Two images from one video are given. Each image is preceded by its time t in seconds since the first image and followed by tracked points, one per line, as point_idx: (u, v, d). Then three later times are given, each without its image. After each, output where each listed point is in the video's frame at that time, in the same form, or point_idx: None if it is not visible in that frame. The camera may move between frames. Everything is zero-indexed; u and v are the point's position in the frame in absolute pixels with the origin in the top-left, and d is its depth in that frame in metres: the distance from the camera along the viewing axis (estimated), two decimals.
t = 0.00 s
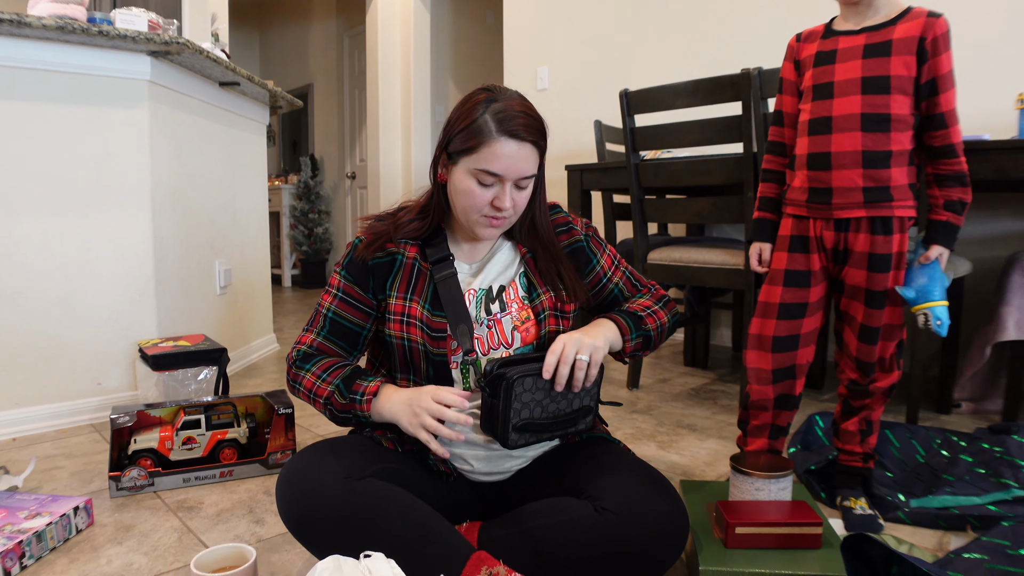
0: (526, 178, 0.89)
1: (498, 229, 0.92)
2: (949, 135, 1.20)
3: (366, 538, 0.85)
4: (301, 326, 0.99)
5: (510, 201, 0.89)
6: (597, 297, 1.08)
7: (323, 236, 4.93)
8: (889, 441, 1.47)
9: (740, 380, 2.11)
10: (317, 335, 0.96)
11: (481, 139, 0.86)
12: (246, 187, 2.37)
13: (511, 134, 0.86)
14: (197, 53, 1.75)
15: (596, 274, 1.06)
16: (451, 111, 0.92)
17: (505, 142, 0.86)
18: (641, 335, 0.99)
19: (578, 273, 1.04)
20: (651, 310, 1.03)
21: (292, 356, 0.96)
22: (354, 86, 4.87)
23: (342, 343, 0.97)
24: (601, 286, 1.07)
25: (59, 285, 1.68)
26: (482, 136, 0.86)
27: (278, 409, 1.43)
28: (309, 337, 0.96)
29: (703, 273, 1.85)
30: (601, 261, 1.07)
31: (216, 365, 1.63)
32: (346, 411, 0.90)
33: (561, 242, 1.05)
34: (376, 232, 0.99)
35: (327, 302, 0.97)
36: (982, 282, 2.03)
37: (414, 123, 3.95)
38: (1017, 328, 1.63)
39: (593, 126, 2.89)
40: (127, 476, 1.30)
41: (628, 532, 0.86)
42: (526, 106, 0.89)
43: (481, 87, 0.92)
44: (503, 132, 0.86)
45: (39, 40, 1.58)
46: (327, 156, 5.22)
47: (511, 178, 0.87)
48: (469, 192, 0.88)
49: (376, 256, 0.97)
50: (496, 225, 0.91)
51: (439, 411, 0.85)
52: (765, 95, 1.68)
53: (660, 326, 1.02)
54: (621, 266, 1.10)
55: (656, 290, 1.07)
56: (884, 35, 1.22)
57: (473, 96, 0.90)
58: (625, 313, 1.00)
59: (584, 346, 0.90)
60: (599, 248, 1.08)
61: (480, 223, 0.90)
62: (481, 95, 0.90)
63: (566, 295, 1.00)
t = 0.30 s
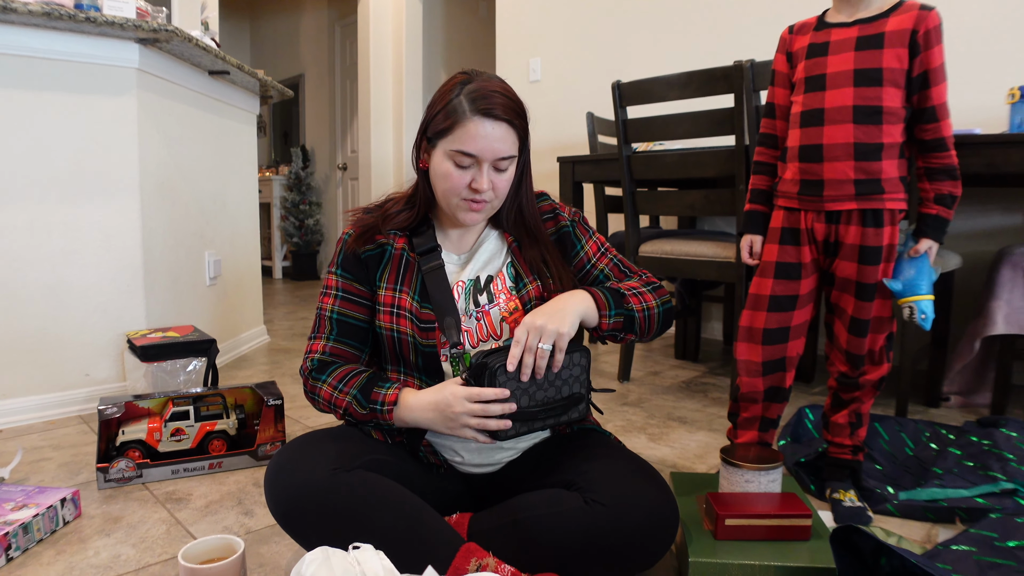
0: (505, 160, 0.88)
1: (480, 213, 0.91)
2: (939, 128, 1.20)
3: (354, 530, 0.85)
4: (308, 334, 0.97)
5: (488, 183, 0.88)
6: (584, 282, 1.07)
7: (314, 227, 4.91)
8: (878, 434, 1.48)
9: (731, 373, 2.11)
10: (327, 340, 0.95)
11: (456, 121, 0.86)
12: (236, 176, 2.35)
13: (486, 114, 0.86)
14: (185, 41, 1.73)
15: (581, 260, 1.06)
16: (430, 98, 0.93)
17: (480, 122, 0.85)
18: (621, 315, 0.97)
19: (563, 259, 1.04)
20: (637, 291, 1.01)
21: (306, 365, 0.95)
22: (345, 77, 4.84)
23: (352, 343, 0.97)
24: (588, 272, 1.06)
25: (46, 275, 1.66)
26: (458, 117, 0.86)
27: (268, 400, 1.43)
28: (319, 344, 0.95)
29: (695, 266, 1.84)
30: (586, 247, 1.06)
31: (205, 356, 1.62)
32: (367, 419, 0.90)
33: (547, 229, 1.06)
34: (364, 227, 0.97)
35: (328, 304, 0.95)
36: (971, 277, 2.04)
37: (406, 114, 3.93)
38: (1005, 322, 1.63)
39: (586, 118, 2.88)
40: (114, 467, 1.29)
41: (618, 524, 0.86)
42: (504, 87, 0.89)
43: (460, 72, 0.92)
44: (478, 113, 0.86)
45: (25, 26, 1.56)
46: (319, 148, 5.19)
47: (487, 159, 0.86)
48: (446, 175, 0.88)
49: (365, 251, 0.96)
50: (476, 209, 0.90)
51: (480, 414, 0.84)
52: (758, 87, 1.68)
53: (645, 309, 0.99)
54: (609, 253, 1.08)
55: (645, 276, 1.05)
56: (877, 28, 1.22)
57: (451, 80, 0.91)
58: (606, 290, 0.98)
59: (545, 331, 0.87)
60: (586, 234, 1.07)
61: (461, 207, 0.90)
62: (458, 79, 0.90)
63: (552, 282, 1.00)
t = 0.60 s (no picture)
0: (504, 153, 0.88)
1: (480, 207, 0.91)
2: (948, 122, 1.19)
3: (360, 525, 0.85)
4: (316, 330, 0.98)
5: (487, 176, 0.88)
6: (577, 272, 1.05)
7: (320, 224, 4.92)
8: (885, 430, 1.47)
9: (737, 368, 2.11)
10: (335, 335, 0.96)
11: (454, 115, 0.86)
12: (241, 172, 2.36)
13: (484, 107, 0.86)
14: (190, 37, 1.73)
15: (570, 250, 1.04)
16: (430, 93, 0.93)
17: (477, 115, 0.85)
18: (593, 311, 0.92)
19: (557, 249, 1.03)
20: (617, 284, 0.95)
21: (316, 362, 0.94)
22: (350, 73, 4.84)
23: (360, 337, 0.97)
24: (578, 261, 1.04)
25: (54, 271, 1.67)
26: (455, 111, 0.86)
27: (274, 395, 1.43)
28: (328, 339, 0.95)
29: (701, 261, 1.84)
30: (576, 236, 1.04)
31: (211, 351, 1.62)
32: (379, 414, 0.90)
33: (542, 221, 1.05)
34: (368, 225, 0.98)
35: (335, 300, 0.96)
36: (979, 272, 2.03)
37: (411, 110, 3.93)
38: (1013, 318, 1.63)
39: (591, 113, 2.88)
40: (121, 462, 1.30)
41: (623, 519, 0.85)
42: (502, 80, 0.89)
43: (458, 66, 0.92)
44: (476, 106, 0.86)
45: (31, 23, 1.56)
46: (323, 144, 5.19)
47: (486, 152, 0.86)
48: (446, 169, 0.89)
49: (368, 247, 0.97)
50: (476, 202, 0.90)
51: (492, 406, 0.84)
52: (764, 81, 1.67)
53: (625, 303, 0.94)
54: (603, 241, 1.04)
55: (631, 265, 0.99)
56: (884, 21, 1.21)
57: (449, 75, 0.91)
58: (578, 286, 0.93)
59: (498, 328, 0.85)
60: (578, 223, 1.05)
61: (460, 201, 0.90)
62: (457, 73, 0.90)
63: (549, 276, 0.99)
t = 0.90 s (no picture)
0: (509, 147, 0.88)
1: (486, 202, 0.91)
2: (957, 118, 1.19)
3: (366, 520, 0.85)
4: (323, 327, 0.97)
5: (493, 170, 0.87)
6: (589, 256, 1.05)
7: (325, 219, 4.92)
8: (891, 428, 1.47)
9: (742, 366, 2.10)
10: (343, 332, 0.95)
11: (459, 109, 0.86)
12: (247, 167, 2.36)
13: (489, 102, 0.86)
14: (197, 32, 1.73)
15: (580, 234, 1.04)
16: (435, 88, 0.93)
17: (482, 109, 0.85)
18: (610, 286, 0.92)
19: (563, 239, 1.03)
20: (630, 257, 0.95)
21: (324, 359, 0.94)
22: (356, 69, 4.84)
23: (367, 332, 0.97)
24: (590, 245, 1.04)
25: (60, 266, 1.67)
26: (460, 106, 0.86)
27: (280, 390, 1.44)
28: (336, 336, 0.95)
29: (707, 258, 1.83)
30: (584, 219, 1.04)
31: (217, 346, 1.63)
32: (388, 412, 0.90)
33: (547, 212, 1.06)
34: (375, 220, 0.97)
35: (342, 296, 0.95)
36: (986, 270, 2.02)
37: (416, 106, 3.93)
38: (1021, 316, 1.62)
39: (597, 109, 2.87)
40: (128, 456, 1.30)
41: (629, 516, 0.85)
42: (507, 75, 0.89)
43: (462, 61, 0.92)
44: (480, 101, 0.86)
45: (37, 18, 1.56)
46: (329, 139, 5.19)
47: (490, 147, 0.86)
48: (451, 164, 0.88)
49: (375, 242, 0.97)
50: (482, 197, 0.90)
51: (496, 404, 0.84)
52: (771, 77, 1.66)
53: (641, 274, 0.94)
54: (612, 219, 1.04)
55: (643, 237, 0.99)
56: (893, 17, 1.20)
57: (453, 70, 0.91)
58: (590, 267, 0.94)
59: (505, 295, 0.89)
60: (583, 206, 1.05)
61: (466, 196, 0.90)
62: (461, 68, 0.90)
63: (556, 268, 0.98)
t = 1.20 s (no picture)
0: (514, 140, 0.88)
1: (494, 196, 0.91)
2: (958, 116, 1.19)
3: (367, 519, 0.85)
4: (330, 330, 0.98)
5: (500, 164, 0.88)
6: (604, 253, 1.07)
7: (325, 218, 4.92)
8: (892, 427, 1.47)
9: (742, 365, 2.10)
10: (350, 333, 0.96)
11: (462, 105, 0.86)
12: (248, 166, 2.36)
13: (492, 95, 0.86)
14: (198, 31, 1.73)
15: (594, 230, 1.06)
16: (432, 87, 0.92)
17: (487, 104, 0.85)
18: (655, 268, 0.96)
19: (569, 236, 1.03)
20: (660, 244, 1.00)
21: (333, 361, 0.95)
22: (356, 68, 4.84)
23: (374, 331, 0.97)
24: (606, 241, 1.06)
25: (61, 265, 1.67)
26: (463, 102, 0.86)
27: (280, 389, 1.44)
28: (343, 338, 0.95)
29: (708, 257, 1.83)
30: (597, 216, 1.06)
31: (218, 345, 1.63)
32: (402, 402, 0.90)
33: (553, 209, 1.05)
34: (374, 223, 0.96)
35: (347, 296, 0.95)
36: (987, 269, 2.02)
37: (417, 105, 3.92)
38: (1022, 315, 1.62)
39: (597, 108, 2.87)
40: (129, 455, 1.30)
41: (631, 515, 0.85)
42: (506, 69, 0.89)
43: (458, 58, 0.92)
44: (483, 95, 0.86)
45: (38, 17, 1.56)
46: (329, 138, 5.19)
47: (497, 140, 0.86)
48: (458, 161, 0.88)
49: (377, 243, 0.96)
50: (490, 192, 0.90)
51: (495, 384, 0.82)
52: (772, 76, 1.66)
53: (674, 258, 0.98)
54: (620, 216, 1.08)
55: (661, 227, 1.04)
56: (894, 15, 1.20)
57: (450, 67, 0.90)
58: (632, 252, 0.97)
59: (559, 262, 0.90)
60: (593, 204, 1.06)
61: (474, 192, 0.89)
62: (459, 65, 0.90)
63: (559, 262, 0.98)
